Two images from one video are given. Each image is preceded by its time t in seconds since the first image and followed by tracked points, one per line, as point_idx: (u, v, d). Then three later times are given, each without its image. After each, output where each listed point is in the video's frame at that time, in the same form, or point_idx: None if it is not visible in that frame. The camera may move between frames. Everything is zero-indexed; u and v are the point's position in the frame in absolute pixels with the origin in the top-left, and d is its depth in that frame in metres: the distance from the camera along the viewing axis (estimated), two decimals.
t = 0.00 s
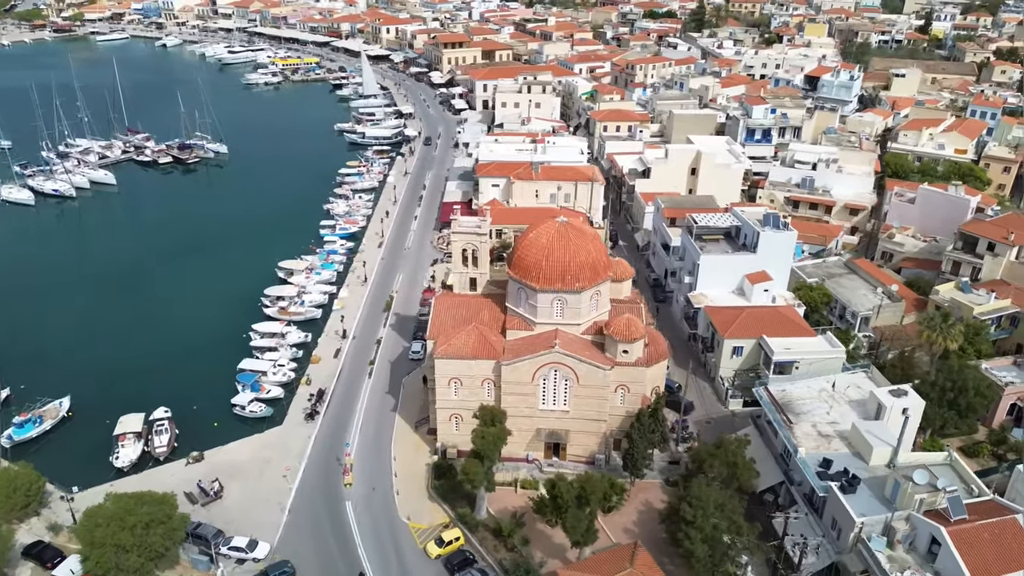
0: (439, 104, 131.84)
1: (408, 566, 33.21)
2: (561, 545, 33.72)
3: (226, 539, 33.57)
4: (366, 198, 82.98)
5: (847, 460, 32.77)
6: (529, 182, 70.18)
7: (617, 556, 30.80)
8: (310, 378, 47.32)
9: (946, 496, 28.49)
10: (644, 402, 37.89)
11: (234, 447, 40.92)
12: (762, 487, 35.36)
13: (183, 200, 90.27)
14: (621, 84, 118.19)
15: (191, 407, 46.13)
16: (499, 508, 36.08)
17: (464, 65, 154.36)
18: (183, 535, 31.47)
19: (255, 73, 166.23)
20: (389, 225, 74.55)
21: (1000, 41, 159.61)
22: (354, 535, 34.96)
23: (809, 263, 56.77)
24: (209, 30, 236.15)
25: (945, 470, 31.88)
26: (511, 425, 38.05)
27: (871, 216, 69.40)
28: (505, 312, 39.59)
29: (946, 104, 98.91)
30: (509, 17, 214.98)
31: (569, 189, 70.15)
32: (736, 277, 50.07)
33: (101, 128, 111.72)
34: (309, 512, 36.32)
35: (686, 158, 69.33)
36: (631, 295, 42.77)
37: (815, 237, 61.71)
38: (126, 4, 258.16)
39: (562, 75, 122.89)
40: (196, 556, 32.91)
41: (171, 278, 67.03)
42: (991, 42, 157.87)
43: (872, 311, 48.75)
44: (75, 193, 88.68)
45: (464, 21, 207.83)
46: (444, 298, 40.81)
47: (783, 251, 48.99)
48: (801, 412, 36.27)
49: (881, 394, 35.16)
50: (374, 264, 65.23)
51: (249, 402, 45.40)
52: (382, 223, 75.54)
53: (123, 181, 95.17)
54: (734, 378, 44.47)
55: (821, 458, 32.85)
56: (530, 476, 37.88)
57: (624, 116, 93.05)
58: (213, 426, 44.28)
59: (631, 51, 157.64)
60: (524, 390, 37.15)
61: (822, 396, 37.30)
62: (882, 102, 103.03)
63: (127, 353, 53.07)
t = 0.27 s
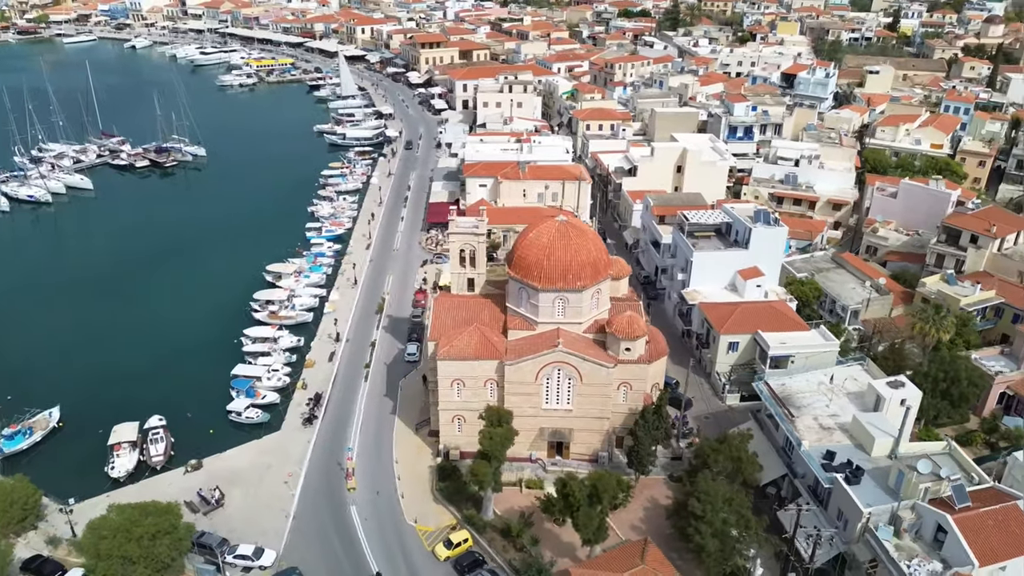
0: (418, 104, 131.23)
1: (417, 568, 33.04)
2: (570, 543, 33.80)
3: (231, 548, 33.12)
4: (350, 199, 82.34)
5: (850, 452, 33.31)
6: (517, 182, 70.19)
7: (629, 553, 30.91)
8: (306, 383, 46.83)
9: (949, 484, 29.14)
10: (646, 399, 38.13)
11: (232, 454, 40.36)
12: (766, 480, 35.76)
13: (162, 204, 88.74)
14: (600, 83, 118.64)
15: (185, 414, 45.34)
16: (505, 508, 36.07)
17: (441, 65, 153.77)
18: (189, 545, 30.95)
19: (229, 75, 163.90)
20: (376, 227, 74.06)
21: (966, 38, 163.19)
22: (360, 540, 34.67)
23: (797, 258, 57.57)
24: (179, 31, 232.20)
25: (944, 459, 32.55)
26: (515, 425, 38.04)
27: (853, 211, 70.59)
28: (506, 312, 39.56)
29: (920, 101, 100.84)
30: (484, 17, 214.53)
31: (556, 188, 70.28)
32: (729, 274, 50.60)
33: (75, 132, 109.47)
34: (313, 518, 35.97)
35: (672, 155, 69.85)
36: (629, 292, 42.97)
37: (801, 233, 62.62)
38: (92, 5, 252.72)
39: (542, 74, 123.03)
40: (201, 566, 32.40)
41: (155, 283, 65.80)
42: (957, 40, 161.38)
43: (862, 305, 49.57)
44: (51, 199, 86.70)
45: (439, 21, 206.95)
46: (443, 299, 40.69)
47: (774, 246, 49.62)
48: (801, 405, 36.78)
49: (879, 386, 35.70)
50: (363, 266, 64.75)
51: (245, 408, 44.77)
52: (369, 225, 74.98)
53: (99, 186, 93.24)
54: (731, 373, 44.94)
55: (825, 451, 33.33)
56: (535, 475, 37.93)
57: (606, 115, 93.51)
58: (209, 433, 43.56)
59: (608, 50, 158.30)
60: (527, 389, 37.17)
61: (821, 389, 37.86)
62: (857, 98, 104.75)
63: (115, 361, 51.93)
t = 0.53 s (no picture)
0: (399, 104, 130.57)
1: (426, 570, 32.91)
2: (579, 541, 33.91)
3: (237, 556, 32.75)
4: (336, 201, 81.73)
5: (852, 444, 33.81)
6: (505, 181, 70.21)
7: (640, 550, 31.07)
8: (302, 386, 46.39)
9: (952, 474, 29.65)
10: (648, 396, 38.33)
11: (232, 460, 39.87)
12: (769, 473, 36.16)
13: (142, 208, 87.32)
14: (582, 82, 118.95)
15: (179, 421, 44.69)
16: (512, 508, 36.06)
17: (421, 64, 153.07)
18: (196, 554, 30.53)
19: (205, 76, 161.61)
20: (363, 228, 73.59)
21: (937, 35, 166.30)
22: (367, 543, 34.44)
23: (786, 253, 58.20)
24: (151, 32, 228.31)
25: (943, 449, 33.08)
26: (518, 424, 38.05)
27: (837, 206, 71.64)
28: (506, 312, 39.54)
29: (896, 97, 102.58)
30: (461, 16, 213.91)
31: (545, 187, 70.36)
32: (722, 270, 51.04)
33: (49, 136, 107.35)
34: (318, 523, 35.67)
35: (659, 153, 70.32)
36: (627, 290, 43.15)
37: (789, 228, 63.46)
38: (59, 6, 247.49)
39: (523, 73, 123.06)
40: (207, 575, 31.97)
41: (139, 288, 64.66)
42: (929, 36, 164.36)
43: (853, 299, 50.10)
44: (28, 205, 85.01)
45: (416, 21, 205.91)
46: (442, 300, 40.59)
47: (767, 242, 50.16)
48: (801, 398, 37.24)
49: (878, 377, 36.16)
50: (354, 268, 64.28)
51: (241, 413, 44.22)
52: (356, 227, 74.45)
53: (76, 191, 91.43)
54: (727, 369, 45.37)
55: (827, 443, 33.80)
56: (540, 474, 37.98)
57: (589, 113, 93.88)
58: (205, 440, 42.95)
59: (587, 49, 158.76)
60: (531, 389, 37.20)
61: (820, 383, 38.36)
62: (836, 95, 106.27)
63: (103, 369, 50.93)
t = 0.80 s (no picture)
0: (378, 105, 129.67)
1: (436, 572, 32.77)
2: (587, 539, 34.03)
3: (243, 563, 32.33)
4: (320, 203, 81.01)
5: (854, 435, 34.36)
6: (493, 181, 70.16)
7: (650, 545, 31.25)
8: (298, 391, 45.93)
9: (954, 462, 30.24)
10: (650, 393, 38.58)
11: (232, 467, 39.35)
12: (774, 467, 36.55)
13: (120, 212, 85.76)
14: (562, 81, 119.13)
15: (175, 429, 43.92)
16: (519, 507, 36.04)
17: (398, 64, 152.12)
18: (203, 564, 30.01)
19: (178, 78, 158.94)
20: (350, 230, 72.98)
21: (906, 32, 169.45)
22: (375, 547, 34.19)
23: (774, 248, 58.95)
24: (119, 33, 223.86)
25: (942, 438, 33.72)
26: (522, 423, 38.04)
27: (820, 201, 72.73)
28: (507, 312, 39.51)
29: (871, 93, 104.31)
30: (436, 16, 212.94)
31: (533, 186, 70.42)
32: (714, 266, 51.53)
33: (21, 140, 104.98)
34: (323, 527, 35.36)
35: (645, 151, 70.76)
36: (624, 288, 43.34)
37: (775, 224, 64.29)
38: (22, 6, 241.43)
39: (503, 72, 122.91)
40: None
41: (122, 293, 63.42)
42: (898, 33, 167.48)
43: (842, 292, 51.07)
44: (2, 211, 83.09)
45: (391, 20, 204.58)
46: (442, 300, 40.42)
47: (758, 238, 50.76)
48: (801, 391, 37.79)
49: (875, 369, 36.77)
50: (343, 271, 63.77)
51: (238, 419, 43.57)
52: (342, 228, 73.82)
53: (50, 196, 89.45)
54: (722, 363, 45.87)
55: (830, 435, 34.31)
56: (544, 473, 38.02)
57: (572, 112, 94.16)
58: (202, 447, 42.30)
59: (564, 48, 159.11)
60: (534, 388, 37.23)
61: (818, 376, 38.91)
62: (812, 92, 107.80)
63: (90, 377, 49.93)
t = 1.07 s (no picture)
0: (356, 106, 128.67)
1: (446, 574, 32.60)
2: (596, 537, 34.15)
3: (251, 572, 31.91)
4: (304, 205, 80.17)
5: (855, 427, 34.92)
6: (481, 181, 70.05)
7: (661, 542, 31.44)
8: (295, 396, 45.43)
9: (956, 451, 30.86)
10: (652, 390, 38.81)
11: (232, 475, 38.81)
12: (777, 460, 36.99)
13: (98, 216, 83.97)
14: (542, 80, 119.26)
15: (170, 437, 43.13)
16: (525, 508, 36.04)
17: (376, 65, 151.00)
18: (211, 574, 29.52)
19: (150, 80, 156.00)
20: (336, 232, 72.34)
21: (876, 30, 172.31)
22: (383, 552, 33.92)
23: (762, 244, 59.62)
24: (86, 34, 219.00)
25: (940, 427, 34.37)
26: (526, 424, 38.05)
27: (803, 198, 73.73)
28: (508, 313, 39.46)
29: (848, 90, 105.97)
30: (411, 16, 211.81)
31: (521, 186, 70.45)
32: (706, 262, 51.97)
33: None
34: (329, 533, 35.03)
35: (632, 149, 71.08)
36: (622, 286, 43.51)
37: (762, 220, 65.01)
38: None
39: (482, 71, 122.69)
40: None
41: (105, 299, 62.01)
42: (869, 31, 170.29)
43: (831, 287, 51.96)
44: None
45: (366, 20, 202.96)
46: (441, 301, 40.22)
47: (749, 234, 51.28)
48: (800, 385, 38.32)
49: (872, 362, 37.41)
50: (333, 273, 63.20)
51: (236, 426, 43.00)
52: (328, 231, 73.13)
53: (24, 202, 87.27)
54: (718, 359, 46.30)
55: (832, 428, 34.83)
56: (548, 473, 38.09)
57: (554, 111, 94.33)
58: (199, 455, 41.63)
59: (542, 48, 159.19)
60: (537, 387, 37.22)
61: (816, 370, 39.48)
62: (790, 89, 109.15)
63: (78, 386, 48.79)
